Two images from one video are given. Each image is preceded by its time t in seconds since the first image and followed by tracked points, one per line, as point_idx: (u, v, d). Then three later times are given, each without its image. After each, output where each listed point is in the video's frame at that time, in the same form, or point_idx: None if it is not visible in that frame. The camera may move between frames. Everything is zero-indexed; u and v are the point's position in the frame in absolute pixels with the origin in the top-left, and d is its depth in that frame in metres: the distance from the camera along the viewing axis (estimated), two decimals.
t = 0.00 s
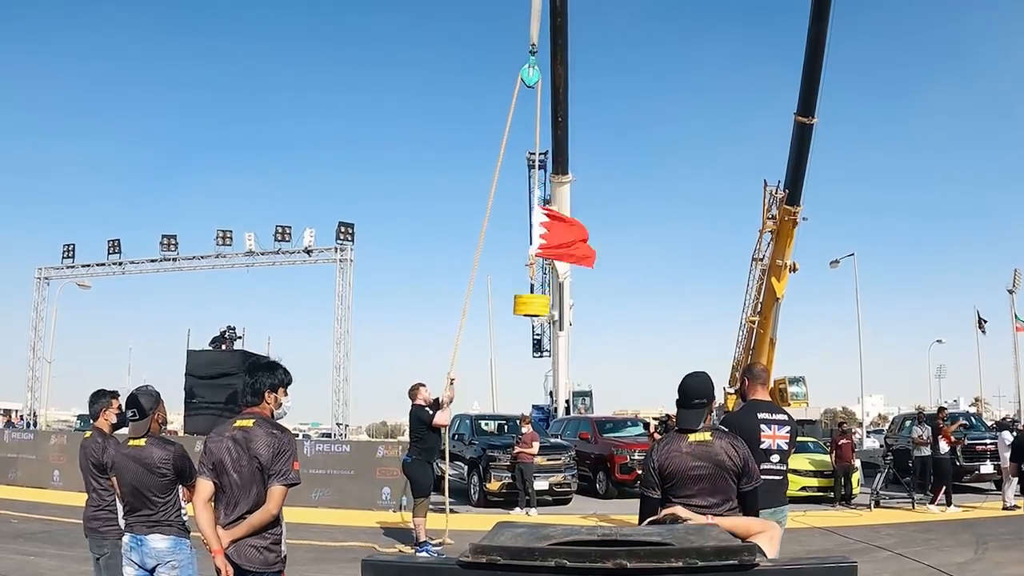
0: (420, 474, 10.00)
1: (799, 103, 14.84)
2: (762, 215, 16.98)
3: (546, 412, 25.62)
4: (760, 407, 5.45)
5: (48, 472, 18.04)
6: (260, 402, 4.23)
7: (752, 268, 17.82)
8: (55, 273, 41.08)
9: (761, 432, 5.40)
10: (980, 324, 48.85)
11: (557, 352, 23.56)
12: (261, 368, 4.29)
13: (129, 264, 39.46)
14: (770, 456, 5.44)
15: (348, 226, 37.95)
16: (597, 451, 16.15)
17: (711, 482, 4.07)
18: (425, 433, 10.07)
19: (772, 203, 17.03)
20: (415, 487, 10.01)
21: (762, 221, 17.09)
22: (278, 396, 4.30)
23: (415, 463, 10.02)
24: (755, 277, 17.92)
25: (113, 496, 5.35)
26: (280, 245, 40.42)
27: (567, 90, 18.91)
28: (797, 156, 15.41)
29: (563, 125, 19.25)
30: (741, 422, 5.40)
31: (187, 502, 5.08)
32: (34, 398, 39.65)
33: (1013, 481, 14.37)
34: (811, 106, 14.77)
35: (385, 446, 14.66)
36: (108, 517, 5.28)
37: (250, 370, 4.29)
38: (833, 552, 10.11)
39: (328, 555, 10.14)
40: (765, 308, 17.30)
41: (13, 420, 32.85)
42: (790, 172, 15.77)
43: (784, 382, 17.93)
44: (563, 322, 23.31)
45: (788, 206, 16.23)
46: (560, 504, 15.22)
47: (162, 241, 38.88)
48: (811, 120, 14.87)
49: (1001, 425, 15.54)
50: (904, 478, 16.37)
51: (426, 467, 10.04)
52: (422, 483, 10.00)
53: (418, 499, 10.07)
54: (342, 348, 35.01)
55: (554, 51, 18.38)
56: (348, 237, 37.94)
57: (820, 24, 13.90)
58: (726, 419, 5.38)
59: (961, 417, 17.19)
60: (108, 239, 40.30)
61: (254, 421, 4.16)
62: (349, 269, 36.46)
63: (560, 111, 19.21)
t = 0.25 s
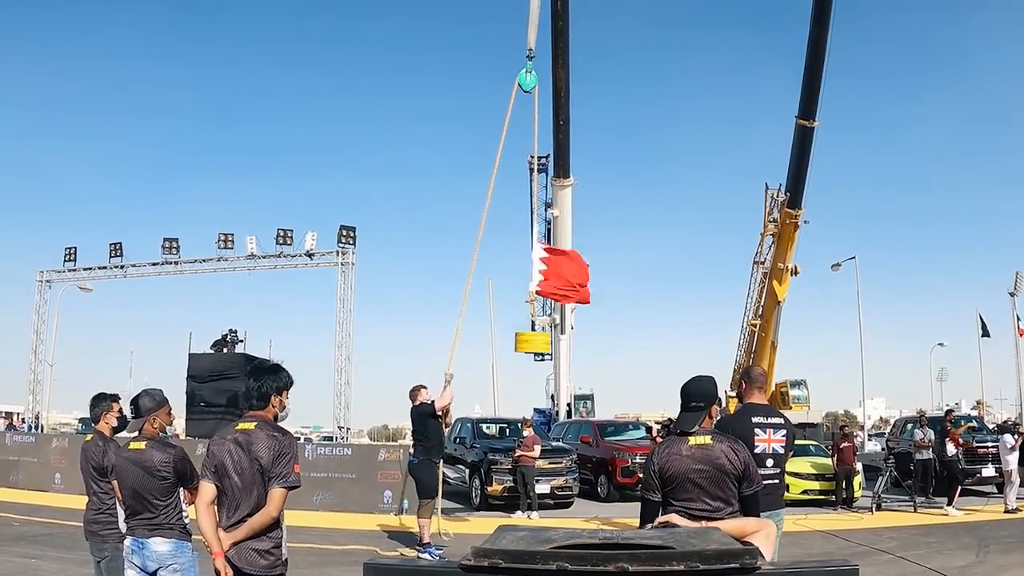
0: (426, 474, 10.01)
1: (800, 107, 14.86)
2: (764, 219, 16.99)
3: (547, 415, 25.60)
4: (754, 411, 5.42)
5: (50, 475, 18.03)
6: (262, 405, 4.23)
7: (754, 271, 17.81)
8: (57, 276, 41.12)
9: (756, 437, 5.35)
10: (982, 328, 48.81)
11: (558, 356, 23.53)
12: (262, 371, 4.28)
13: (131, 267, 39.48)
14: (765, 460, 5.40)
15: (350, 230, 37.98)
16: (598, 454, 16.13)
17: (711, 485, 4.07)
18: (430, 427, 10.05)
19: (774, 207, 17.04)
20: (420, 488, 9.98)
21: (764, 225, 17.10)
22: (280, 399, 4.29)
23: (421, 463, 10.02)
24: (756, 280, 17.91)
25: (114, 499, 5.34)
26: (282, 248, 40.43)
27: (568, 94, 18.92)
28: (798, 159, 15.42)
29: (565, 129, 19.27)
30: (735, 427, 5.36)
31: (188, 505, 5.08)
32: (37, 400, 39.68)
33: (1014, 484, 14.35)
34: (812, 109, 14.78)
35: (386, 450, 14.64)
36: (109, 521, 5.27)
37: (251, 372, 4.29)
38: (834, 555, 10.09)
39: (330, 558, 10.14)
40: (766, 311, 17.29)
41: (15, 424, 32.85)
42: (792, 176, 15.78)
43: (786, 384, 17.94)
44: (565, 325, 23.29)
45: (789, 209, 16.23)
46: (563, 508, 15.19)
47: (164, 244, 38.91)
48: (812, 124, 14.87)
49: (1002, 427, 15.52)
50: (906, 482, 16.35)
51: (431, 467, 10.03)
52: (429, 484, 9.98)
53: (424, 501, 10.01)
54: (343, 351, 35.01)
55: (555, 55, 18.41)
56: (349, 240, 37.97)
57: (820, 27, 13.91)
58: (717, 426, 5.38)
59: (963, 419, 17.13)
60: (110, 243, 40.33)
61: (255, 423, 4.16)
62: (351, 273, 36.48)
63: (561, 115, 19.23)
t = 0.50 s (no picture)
0: (434, 476, 10.03)
1: (802, 111, 14.87)
2: (766, 223, 17.00)
3: (549, 419, 25.59)
4: (748, 415, 5.37)
5: (51, 479, 18.03)
6: (266, 410, 4.24)
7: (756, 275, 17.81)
8: (59, 280, 41.17)
9: (749, 440, 5.34)
10: (985, 332, 48.74)
11: (560, 360, 23.52)
12: (266, 375, 4.28)
13: (132, 271, 39.54)
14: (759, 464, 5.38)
15: (352, 234, 38.02)
16: (600, 459, 16.11)
17: (713, 490, 4.07)
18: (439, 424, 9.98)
19: (775, 211, 17.05)
20: (431, 487, 10.02)
21: (765, 229, 17.11)
22: (283, 403, 4.29)
23: (430, 465, 10.01)
24: (758, 285, 17.91)
25: (113, 504, 5.33)
26: (283, 252, 40.45)
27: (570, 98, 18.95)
28: (800, 164, 15.42)
29: (567, 133, 19.30)
30: (728, 430, 5.33)
31: (187, 509, 5.08)
32: (38, 404, 39.69)
33: (1016, 488, 14.32)
34: (813, 114, 14.80)
35: (388, 454, 14.64)
36: (108, 525, 5.27)
37: (254, 376, 4.28)
38: (836, 559, 10.06)
39: (331, 563, 10.13)
40: (768, 315, 17.28)
41: (18, 427, 32.89)
42: (793, 180, 15.79)
43: (788, 389, 17.92)
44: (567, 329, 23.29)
45: (791, 214, 16.22)
46: (564, 512, 15.17)
47: (166, 248, 38.96)
48: (814, 128, 14.88)
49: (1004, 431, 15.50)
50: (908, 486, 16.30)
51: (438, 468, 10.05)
52: (436, 486, 10.03)
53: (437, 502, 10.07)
54: (345, 355, 35.02)
55: (556, 59, 18.45)
56: (351, 245, 38.01)
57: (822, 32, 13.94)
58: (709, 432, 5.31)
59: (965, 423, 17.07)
60: (112, 247, 40.39)
61: (259, 427, 4.16)
62: (353, 277, 36.50)
63: (563, 119, 19.26)
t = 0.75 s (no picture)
0: (446, 482, 10.01)
1: (803, 114, 14.89)
2: (766, 226, 17.01)
3: (550, 423, 25.58)
4: (745, 418, 5.37)
5: (52, 482, 18.03)
6: (267, 413, 4.24)
7: (756, 278, 17.82)
8: (61, 283, 41.21)
9: (746, 443, 5.33)
10: (986, 336, 48.77)
11: (561, 363, 23.52)
12: (267, 378, 4.28)
13: (133, 274, 39.58)
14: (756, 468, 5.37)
15: (353, 237, 38.06)
16: (601, 462, 16.10)
17: (714, 493, 4.06)
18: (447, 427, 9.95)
19: (776, 214, 17.07)
20: (444, 493, 10.03)
21: (766, 232, 17.12)
22: (284, 406, 4.29)
23: (440, 470, 9.97)
24: (759, 288, 17.92)
25: (113, 507, 5.32)
26: (284, 255, 40.47)
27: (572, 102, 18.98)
28: (801, 167, 15.44)
29: (568, 137, 19.31)
30: (725, 434, 5.34)
31: (185, 513, 5.07)
32: (39, 407, 39.69)
33: (1017, 491, 14.30)
34: (814, 117, 14.81)
35: (389, 457, 14.63)
36: (109, 529, 5.27)
37: (254, 380, 4.28)
38: (837, 562, 10.05)
39: (332, 566, 10.12)
40: (769, 318, 17.29)
41: (19, 430, 32.91)
42: (794, 183, 15.80)
43: (789, 393, 17.91)
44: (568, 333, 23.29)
45: (792, 217, 16.23)
46: (565, 515, 15.15)
47: (168, 252, 39.00)
48: (815, 131, 14.90)
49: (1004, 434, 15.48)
50: (910, 490, 16.28)
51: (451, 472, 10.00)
52: (447, 490, 10.00)
53: (450, 508, 10.10)
54: (346, 359, 35.02)
55: (557, 63, 18.49)
56: (352, 248, 38.04)
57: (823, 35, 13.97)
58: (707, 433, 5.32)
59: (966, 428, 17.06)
60: (113, 250, 40.45)
61: (260, 431, 4.16)
62: (354, 281, 36.53)
63: (564, 123, 19.28)
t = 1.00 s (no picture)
0: (456, 490, 9.99)
1: (804, 118, 14.89)
2: (767, 230, 17.02)
3: (551, 427, 25.57)
4: (746, 422, 5.36)
5: (52, 485, 18.02)
6: (267, 417, 4.23)
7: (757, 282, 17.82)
8: (62, 286, 41.25)
9: (746, 447, 5.32)
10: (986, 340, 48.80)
11: (561, 367, 23.51)
12: (267, 382, 4.28)
13: (135, 277, 39.61)
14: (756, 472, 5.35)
15: (354, 241, 38.09)
16: (602, 466, 16.08)
17: (717, 497, 4.07)
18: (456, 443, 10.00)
19: (777, 218, 17.08)
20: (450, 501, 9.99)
21: (767, 236, 17.13)
22: (284, 410, 4.29)
23: (449, 479, 9.98)
24: (760, 292, 17.91)
25: (113, 511, 5.32)
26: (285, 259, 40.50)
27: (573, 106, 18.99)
28: (801, 170, 15.44)
29: (569, 140, 19.33)
30: (724, 437, 5.33)
31: (185, 516, 5.07)
32: (39, 410, 39.69)
33: (1018, 495, 14.27)
34: (815, 121, 14.82)
35: (389, 461, 14.61)
36: (109, 532, 5.26)
37: (254, 384, 4.28)
38: (838, 566, 10.04)
39: (332, 569, 10.10)
40: (770, 322, 17.28)
41: (19, 433, 32.88)
42: (795, 187, 15.81)
43: (790, 397, 17.90)
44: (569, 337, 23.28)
45: (792, 221, 16.23)
46: (566, 519, 15.13)
47: (169, 255, 39.04)
48: (815, 135, 14.91)
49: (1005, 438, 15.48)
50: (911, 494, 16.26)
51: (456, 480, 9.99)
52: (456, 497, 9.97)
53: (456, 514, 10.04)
54: (347, 362, 35.01)
55: (558, 67, 18.50)
56: (353, 252, 38.06)
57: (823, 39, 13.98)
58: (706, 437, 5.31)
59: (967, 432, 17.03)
60: (115, 253, 40.48)
61: (260, 435, 4.16)
62: (355, 284, 36.55)
63: (565, 127, 19.30)
